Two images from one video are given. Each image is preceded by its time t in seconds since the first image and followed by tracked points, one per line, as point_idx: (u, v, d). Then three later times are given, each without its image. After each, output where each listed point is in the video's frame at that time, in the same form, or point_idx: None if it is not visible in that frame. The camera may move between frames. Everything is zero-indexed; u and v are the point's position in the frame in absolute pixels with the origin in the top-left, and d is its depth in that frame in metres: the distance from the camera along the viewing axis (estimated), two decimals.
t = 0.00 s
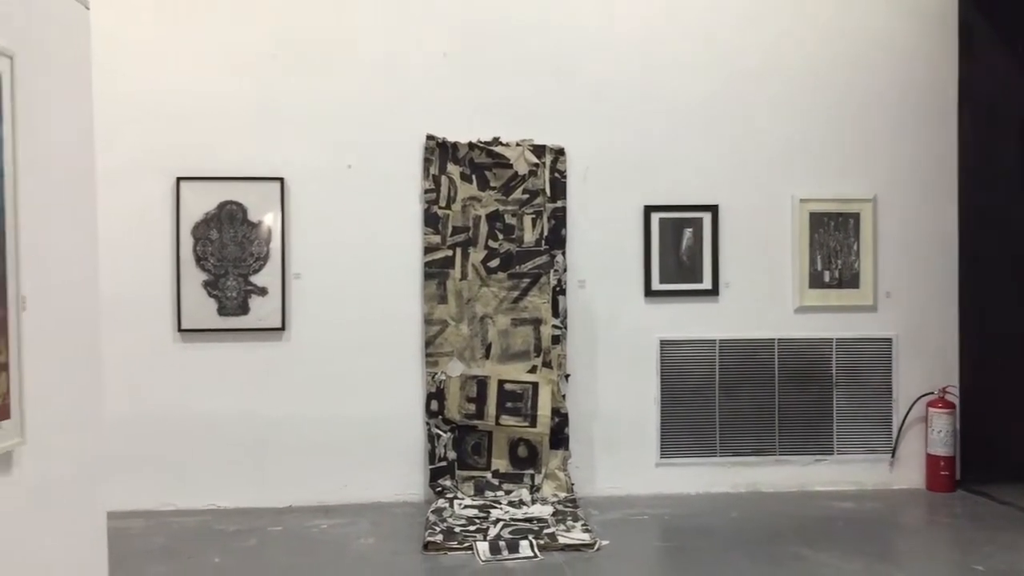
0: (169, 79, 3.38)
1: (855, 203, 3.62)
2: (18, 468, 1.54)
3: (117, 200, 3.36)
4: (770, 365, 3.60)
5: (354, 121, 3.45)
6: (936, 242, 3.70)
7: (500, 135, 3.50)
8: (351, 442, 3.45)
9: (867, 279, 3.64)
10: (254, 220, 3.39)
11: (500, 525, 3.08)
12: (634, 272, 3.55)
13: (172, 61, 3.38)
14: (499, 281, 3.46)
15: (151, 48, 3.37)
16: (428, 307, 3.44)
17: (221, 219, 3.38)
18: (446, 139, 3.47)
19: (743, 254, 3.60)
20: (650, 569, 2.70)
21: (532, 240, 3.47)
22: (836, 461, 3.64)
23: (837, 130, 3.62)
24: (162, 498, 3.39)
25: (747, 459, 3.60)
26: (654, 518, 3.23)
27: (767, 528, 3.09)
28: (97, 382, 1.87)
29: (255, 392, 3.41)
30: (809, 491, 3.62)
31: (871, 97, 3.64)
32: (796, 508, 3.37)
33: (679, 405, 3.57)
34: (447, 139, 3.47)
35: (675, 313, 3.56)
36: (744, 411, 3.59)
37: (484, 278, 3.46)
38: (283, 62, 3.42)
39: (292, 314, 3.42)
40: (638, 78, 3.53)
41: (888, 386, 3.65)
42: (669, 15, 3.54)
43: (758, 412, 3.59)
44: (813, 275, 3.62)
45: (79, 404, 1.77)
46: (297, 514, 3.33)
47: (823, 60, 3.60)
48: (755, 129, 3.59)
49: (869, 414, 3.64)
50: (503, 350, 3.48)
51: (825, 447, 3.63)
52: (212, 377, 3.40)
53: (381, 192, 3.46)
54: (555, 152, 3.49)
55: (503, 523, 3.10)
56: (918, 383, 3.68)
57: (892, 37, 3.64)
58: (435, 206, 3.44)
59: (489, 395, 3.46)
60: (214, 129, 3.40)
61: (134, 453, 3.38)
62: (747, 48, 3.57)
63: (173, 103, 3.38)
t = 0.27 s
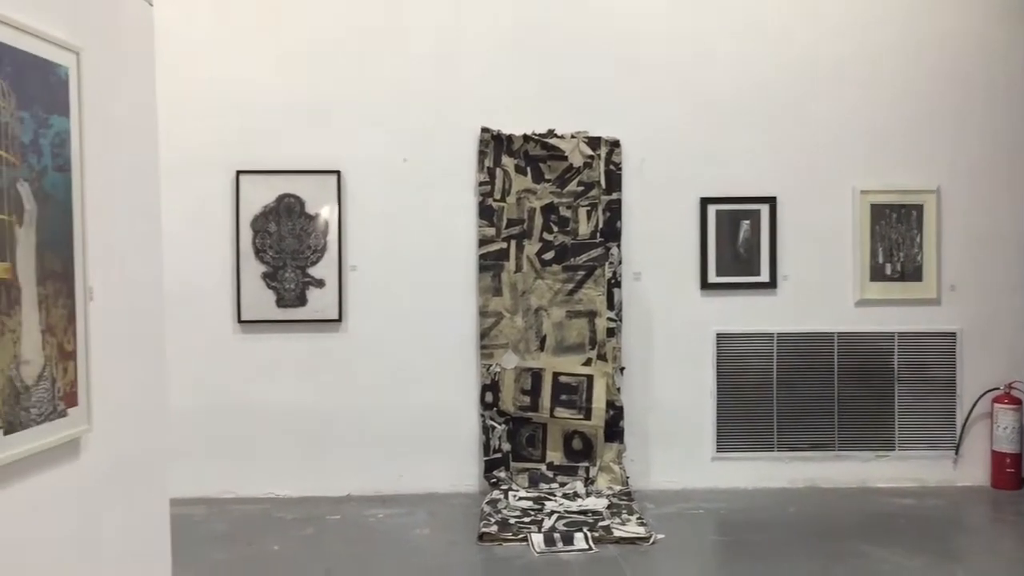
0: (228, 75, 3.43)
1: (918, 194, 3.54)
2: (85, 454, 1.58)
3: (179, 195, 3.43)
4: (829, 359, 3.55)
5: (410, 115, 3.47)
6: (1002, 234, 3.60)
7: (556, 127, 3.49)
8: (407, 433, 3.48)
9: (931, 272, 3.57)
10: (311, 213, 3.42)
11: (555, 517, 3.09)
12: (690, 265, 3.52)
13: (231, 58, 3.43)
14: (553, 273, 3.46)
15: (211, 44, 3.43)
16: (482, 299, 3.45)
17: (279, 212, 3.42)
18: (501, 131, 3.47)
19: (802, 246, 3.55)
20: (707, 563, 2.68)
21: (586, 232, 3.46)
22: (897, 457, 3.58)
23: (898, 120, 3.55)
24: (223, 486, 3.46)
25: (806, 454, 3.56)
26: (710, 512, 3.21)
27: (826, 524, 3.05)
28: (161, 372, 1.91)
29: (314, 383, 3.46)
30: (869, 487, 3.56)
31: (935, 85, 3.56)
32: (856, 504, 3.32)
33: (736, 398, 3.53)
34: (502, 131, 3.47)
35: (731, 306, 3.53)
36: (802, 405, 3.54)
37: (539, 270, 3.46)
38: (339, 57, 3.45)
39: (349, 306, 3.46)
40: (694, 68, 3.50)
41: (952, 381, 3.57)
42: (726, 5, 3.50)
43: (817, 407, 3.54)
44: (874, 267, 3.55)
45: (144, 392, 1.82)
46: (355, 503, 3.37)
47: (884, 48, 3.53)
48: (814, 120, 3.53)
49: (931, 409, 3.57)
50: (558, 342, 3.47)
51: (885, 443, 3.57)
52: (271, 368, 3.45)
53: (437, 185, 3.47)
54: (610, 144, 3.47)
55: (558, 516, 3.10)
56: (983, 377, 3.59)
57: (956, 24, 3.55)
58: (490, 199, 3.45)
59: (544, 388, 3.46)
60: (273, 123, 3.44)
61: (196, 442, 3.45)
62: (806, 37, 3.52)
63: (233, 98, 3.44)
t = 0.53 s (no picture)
0: (284, 74, 3.48)
1: (981, 190, 3.46)
2: (145, 446, 1.61)
3: (236, 191, 3.49)
4: (887, 358, 3.48)
5: (463, 112, 3.48)
6: None
7: (608, 124, 3.47)
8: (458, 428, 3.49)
9: (993, 269, 3.48)
10: (364, 210, 3.45)
11: (607, 514, 3.07)
12: (744, 262, 3.49)
13: (287, 57, 3.47)
14: (605, 270, 3.44)
15: (266, 43, 3.47)
16: (534, 296, 3.45)
17: (333, 209, 3.46)
18: (553, 127, 3.46)
19: (859, 243, 3.49)
20: (761, 563, 2.65)
21: (639, 228, 3.44)
22: (957, 458, 3.50)
23: (960, 114, 3.47)
24: (278, 479, 3.51)
25: (862, 454, 3.50)
26: (764, 512, 3.17)
27: (883, 526, 3.00)
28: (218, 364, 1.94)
29: (366, 378, 3.49)
30: (928, 488, 3.50)
31: (999, 78, 3.47)
32: (914, 505, 3.25)
33: (790, 397, 3.49)
34: (554, 127, 3.46)
35: (786, 304, 3.48)
36: (859, 405, 3.48)
37: (591, 267, 3.45)
38: (393, 55, 3.47)
39: (401, 302, 3.48)
40: (749, 64, 3.46)
41: (1015, 381, 3.49)
42: None
43: (874, 407, 3.48)
44: (934, 264, 3.48)
45: (201, 386, 1.85)
46: (406, 497, 3.39)
47: (946, 41, 3.45)
48: (872, 115, 3.47)
49: (994, 409, 3.49)
50: (610, 339, 3.46)
51: (945, 444, 3.49)
52: (325, 363, 3.49)
53: (489, 182, 3.48)
54: (663, 140, 3.44)
55: (609, 513, 3.09)
56: None
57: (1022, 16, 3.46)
58: (542, 195, 3.44)
59: (595, 385, 3.45)
60: (327, 121, 3.48)
61: (252, 435, 3.50)
62: (864, 30, 3.45)
63: (289, 96, 3.48)
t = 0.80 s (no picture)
0: (331, 77, 3.51)
1: None
2: (194, 443, 1.63)
3: (284, 192, 3.53)
4: (939, 361, 3.42)
5: (507, 113, 3.48)
6: None
7: (653, 124, 3.46)
8: (503, 429, 3.50)
9: None
10: (409, 211, 3.47)
11: (652, 517, 3.06)
12: (791, 263, 3.45)
13: (334, 59, 3.50)
14: (651, 271, 3.42)
15: (314, 46, 3.51)
16: (579, 297, 3.44)
17: (379, 210, 3.48)
18: (598, 128, 3.45)
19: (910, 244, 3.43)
20: (809, 568, 2.61)
21: (684, 229, 3.41)
22: (1011, 464, 3.43)
23: (1014, 111, 3.40)
24: (324, 477, 3.54)
25: (912, 458, 3.44)
26: (812, 516, 3.13)
27: (935, 532, 2.94)
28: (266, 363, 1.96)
29: (411, 378, 3.51)
30: (981, 494, 3.43)
31: None
32: (967, 511, 3.19)
33: (839, 400, 3.44)
34: (599, 128, 3.45)
35: (835, 305, 3.44)
36: (910, 408, 3.42)
37: (636, 268, 3.43)
38: (439, 56, 3.49)
39: (446, 302, 3.49)
40: (797, 63, 3.42)
41: None
42: None
43: (925, 410, 3.42)
44: (987, 266, 3.41)
45: (250, 384, 1.87)
46: (451, 497, 3.41)
47: (1000, 38, 3.38)
48: (924, 114, 3.41)
49: None
50: (655, 340, 3.43)
51: (999, 449, 3.42)
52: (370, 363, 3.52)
53: (534, 182, 3.48)
54: (709, 140, 3.42)
55: (654, 515, 3.07)
56: None
57: None
58: (586, 196, 3.43)
59: (640, 386, 3.43)
60: (373, 123, 3.50)
61: (298, 434, 3.54)
62: (915, 27, 3.40)
63: (335, 98, 3.51)
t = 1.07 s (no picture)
0: (371, 81, 3.53)
1: None
2: (237, 445, 1.65)
3: (324, 196, 3.56)
4: (987, 366, 3.36)
5: (547, 117, 3.48)
6: None
7: (694, 126, 3.43)
8: (542, 432, 3.49)
9: None
10: (449, 214, 3.48)
11: (692, 522, 3.03)
12: (834, 267, 3.41)
13: (374, 64, 3.53)
14: (691, 274, 3.40)
15: (354, 52, 3.53)
16: (618, 300, 3.43)
17: (419, 213, 3.50)
18: (638, 131, 3.44)
19: (957, 247, 3.37)
20: None
21: (725, 232, 3.38)
22: None
23: None
24: (364, 479, 3.56)
25: (959, 464, 3.38)
26: (855, 523, 3.09)
27: (983, 540, 2.89)
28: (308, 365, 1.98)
29: (451, 381, 3.51)
30: None
31: None
32: (1016, 519, 3.13)
33: (883, 405, 3.39)
34: (639, 131, 3.44)
35: (879, 309, 3.39)
36: (957, 414, 3.36)
37: (676, 271, 3.41)
38: (478, 60, 3.49)
39: (485, 306, 3.50)
40: (839, 64, 3.38)
41: None
42: None
43: (972, 416, 3.36)
44: None
45: (292, 387, 1.88)
46: (490, 500, 3.41)
47: None
48: (971, 115, 3.35)
49: None
50: (696, 344, 3.41)
51: None
52: (410, 366, 3.53)
53: (573, 186, 3.47)
54: (750, 142, 3.39)
55: (695, 521, 3.05)
56: None
57: None
58: (626, 199, 3.42)
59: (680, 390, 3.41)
60: (412, 126, 3.52)
61: (339, 436, 3.56)
62: (960, 27, 3.34)
63: (376, 103, 3.53)
